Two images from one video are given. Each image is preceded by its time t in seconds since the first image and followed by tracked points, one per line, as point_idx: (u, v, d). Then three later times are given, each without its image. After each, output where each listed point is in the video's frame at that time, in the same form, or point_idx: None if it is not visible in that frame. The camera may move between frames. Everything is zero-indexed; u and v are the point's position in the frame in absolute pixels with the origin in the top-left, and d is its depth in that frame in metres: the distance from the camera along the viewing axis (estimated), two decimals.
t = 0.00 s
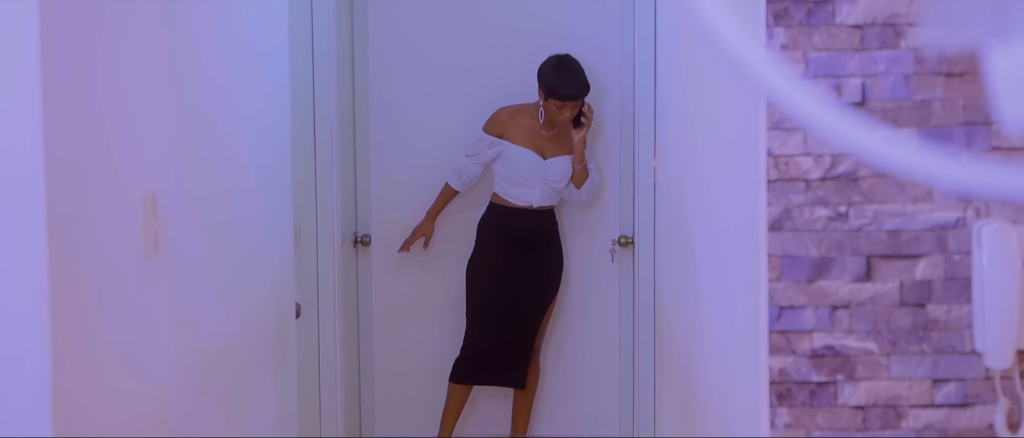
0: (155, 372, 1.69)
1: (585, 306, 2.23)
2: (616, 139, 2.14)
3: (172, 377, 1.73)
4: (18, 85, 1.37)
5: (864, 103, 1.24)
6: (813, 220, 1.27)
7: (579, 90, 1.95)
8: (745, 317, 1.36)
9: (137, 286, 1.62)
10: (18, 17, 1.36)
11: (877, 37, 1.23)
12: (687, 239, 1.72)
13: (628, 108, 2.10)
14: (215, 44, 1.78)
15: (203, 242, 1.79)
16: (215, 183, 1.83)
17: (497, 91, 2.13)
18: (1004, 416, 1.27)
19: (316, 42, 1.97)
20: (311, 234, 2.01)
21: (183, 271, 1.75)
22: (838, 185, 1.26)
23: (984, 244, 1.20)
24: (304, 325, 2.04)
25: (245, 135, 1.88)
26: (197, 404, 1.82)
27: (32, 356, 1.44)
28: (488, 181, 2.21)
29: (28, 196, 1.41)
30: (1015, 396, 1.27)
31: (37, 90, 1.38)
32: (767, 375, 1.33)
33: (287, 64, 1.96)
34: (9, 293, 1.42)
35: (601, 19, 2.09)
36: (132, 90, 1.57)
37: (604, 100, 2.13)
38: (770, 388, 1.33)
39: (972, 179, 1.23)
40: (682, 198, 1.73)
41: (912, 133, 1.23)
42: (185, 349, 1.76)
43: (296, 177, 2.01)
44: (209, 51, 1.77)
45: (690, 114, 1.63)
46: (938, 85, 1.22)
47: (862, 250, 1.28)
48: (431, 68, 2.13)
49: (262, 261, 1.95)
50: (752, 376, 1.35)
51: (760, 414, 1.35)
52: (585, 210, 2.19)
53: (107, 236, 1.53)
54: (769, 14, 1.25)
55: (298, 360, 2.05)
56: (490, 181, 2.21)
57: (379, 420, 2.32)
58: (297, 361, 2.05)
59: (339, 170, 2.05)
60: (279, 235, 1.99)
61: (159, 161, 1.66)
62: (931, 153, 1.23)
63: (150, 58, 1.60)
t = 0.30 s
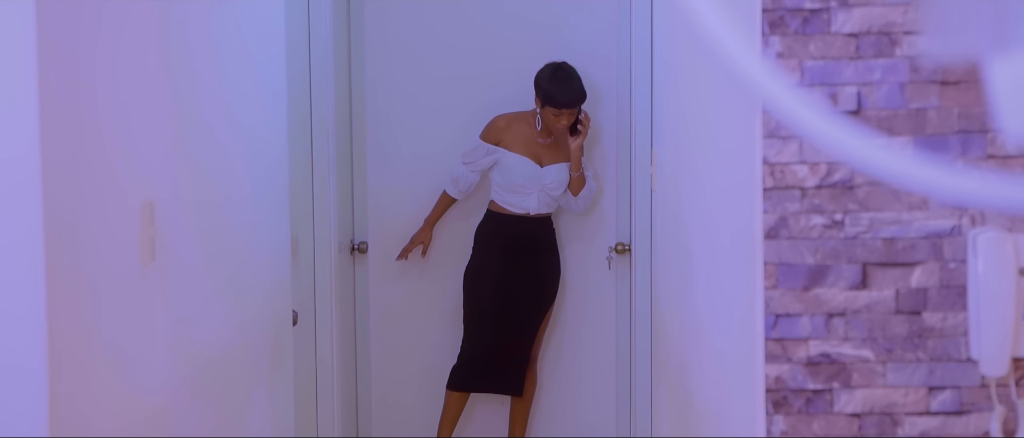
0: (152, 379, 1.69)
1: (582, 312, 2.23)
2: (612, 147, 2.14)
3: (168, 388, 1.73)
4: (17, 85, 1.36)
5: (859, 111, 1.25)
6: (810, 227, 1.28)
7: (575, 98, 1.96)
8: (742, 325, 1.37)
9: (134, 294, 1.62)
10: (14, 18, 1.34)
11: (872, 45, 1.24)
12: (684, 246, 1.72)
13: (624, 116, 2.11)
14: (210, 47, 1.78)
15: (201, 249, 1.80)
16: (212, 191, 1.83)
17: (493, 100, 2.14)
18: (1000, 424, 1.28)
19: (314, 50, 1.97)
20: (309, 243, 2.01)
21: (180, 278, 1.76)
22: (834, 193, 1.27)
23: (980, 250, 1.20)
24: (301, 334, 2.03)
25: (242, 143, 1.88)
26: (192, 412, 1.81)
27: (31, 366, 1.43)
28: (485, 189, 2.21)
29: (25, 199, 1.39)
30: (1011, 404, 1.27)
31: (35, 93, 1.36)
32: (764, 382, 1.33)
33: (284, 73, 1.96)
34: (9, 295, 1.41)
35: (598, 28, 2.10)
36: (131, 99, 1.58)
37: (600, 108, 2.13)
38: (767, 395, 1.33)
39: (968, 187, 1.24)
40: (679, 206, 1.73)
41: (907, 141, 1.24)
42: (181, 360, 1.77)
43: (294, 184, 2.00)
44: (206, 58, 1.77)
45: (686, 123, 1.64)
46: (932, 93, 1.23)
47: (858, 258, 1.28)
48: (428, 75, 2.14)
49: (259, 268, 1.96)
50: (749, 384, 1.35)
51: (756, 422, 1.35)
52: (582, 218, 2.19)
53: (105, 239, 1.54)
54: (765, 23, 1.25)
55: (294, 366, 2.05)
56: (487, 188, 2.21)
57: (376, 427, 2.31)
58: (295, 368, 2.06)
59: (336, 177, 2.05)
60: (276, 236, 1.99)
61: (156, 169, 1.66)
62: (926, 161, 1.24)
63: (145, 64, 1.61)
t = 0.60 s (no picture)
0: (150, 381, 1.69)
1: (581, 316, 2.22)
2: (611, 150, 2.14)
3: (167, 389, 1.74)
4: (16, 89, 1.38)
5: (857, 113, 1.25)
6: (807, 230, 1.28)
7: (574, 100, 1.97)
8: (739, 327, 1.37)
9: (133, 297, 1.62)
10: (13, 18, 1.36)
11: (870, 48, 1.24)
12: (682, 249, 1.72)
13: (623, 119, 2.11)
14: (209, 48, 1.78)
15: (201, 250, 1.81)
16: (211, 193, 1.83)
17: (492, 102, 2.14)
18: (997, 427, 1.29)
19: (312, 51, 1.98)
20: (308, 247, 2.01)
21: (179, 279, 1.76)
22: (831, 195, 1.27)
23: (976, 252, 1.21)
24: (300, 336, 2.03)
25: (240, 144, 1.88)
26: (191, 414, 1.81)
27: (31, 370, 1.46)
28: (485, 191, 2.21)
29: (25, 200, 1.42)
30: (1008, 406, 1.28)
31: (33, 96, 1.39)
32: (762, 385, 1.33)
33: (282, 76, 1.97)
34: (9, 297, 1.44)
35: (598, 30, 2.09)
36: (131, 101, 1.58)
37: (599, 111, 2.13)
38: (764, 397, 1.33)
39: (966, 189, 1.24)
40: (677, 209, 1.73)
41: (904, 143, 1.25)
42: (180, 361, 1.77)
43: (293, 186, 1.99)
44: (206, 60, 1.77)
45: (685, 126, 1.64)
46: (930, 96, 1.24)
47: (855, 260, 1.28)
48: (427, 78, 2.14)
49: (258, 269, 1.95)
50: (747, 386, 1.36)
51: (754, 424, 1.35)
52: (581, 221, 2.19)
53: (104, 239, 1.55)
54: (762, 26, 1.25)
55: (292, 367, 2.05)
56: (487, 191, 2.22)
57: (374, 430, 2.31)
58: (293, 372, 2.05)
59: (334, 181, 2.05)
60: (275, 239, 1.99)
61: (156, 170, 1.67)
62: (924, 163, 1.24)
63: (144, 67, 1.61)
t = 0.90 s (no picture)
0: (149, 384, 1.69)
1: (579, 318, 2.23)
2: (610, 152, 2.15)
3: (166, 392, 1.73)
4: (15, 90, 1.40)
5: (855, 116, 1.26)
6: (805, 232, 1.28)
7: (576, 101, 1.97)
8: (737, 329, 1.37)
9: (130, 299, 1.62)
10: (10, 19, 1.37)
11: (868, 50, 1.24)
12: (680, 251, 1.72)
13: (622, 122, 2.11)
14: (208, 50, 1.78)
15: (201, 252, 1.81)
16: (209, 196, 1.83)
17: (491, 105, 2.15)
18: (993, 428, 1.28)
19: (311, 53, 1.96)
20: (305, 253, 1.98)
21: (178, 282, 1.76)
22: (829, 197, 1.27)
23: (975, 259, 1.22)
24: (297, 339, 2.00)
25: (238, 146, 1.87)
26: (190, 416, 1.82)
27: (32, 371, 1.48)
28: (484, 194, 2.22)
29: (24, 203, 1.43)
30: (1005, 408, 1.28)
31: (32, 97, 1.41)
32: (759, 387, 1.33)
33: (281, 78, 1.94)
34: (8, 298, 1.45)
35: (597, 33, 2.10)
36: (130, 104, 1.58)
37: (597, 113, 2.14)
38: (761, 399, 1.33)
39: (963, 192, 1.24)
40: (675, 212, 1.73)
41: (902, 146, 1.25)
42: (178, 364, 1.77)
43: (290, 186, 1.96)
44: (204, 63, 1.77)
45: (683, 128, 1.64)
46: (928, 99, 1.24)
47: (853, 262, 1.28)
48: (425, 80, 2.14)
49: (257, 272, 1.94)
50: (744, 389, 1.35)
51: (752, 426, 1.35)
52: (579, 223, 2.19)
53: (104, 241, 1.55)
54: (760, 28, 1.26)
55: (292, 369, 2.03)
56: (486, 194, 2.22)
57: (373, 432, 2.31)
58: (291, 370, 2.03)
59: (333, 185, 2.04)
60: (272, 244, 1.96)
61: (156, 172, 1.67)
62: (922, 166, 1.24)
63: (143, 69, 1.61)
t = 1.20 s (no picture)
0: (147, 385, 1.73)
1: (579, 319, 2.21)
2: (609, 153, 2.15)
3: (165, 390, 1.77)
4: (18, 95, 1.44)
5: (854, 116, 1.25)
6: (804, 233, 1.28)
7: (574, 98, 2.01)
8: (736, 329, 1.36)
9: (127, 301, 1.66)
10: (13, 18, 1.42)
11: (866, 51, 1.24)
12: (680, 251, 1.71)
13: (621, 122, 2.12)
14: (206, 49, 1.76)
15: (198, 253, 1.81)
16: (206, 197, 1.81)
17: (490, 105, 2.14)
18: (993, 428, 1.29)
19: (309, 48, 1.90)
20: (303, 256, 1.93)
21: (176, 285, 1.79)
22: (828, 198, 1.27)
23: (973, 257, 1.22)
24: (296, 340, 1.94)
25: (232, 149, 1.83)
26: (189, 419, 1.84)
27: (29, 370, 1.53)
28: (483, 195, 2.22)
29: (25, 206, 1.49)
30: (1005, 407, 1.28)
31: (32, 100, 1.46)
32: (759, 387, 1.33)
33: (279, 80, 1.89)
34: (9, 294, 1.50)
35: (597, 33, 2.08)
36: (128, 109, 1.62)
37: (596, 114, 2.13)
38: (761, 400, 1.33)
39: (963, 192, 1.24)
40: (675, 212, 1.72)
41: (901, 146, 1.25)
42: (177, 363, 1.79)
43: (289, 192, 1.91)
44: (201, 62, 1.75)
45: (683, 127, 1.63)
46: (927, 99, 1.24)
47: (852, 263, 1.28)
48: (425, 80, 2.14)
49: (252, 277, 1.90)
50: (744, 389, 1.35)
51: (751, 426, 1.35)
52: (577, 223, 2.20)
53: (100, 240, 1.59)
54: (759, 29, 1.26)
55: (293, 373, 1.97)
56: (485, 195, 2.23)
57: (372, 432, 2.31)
58: (290, 375, 1.97)
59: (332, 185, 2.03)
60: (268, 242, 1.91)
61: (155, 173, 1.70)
62: (921, 166, 1.24)
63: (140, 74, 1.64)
